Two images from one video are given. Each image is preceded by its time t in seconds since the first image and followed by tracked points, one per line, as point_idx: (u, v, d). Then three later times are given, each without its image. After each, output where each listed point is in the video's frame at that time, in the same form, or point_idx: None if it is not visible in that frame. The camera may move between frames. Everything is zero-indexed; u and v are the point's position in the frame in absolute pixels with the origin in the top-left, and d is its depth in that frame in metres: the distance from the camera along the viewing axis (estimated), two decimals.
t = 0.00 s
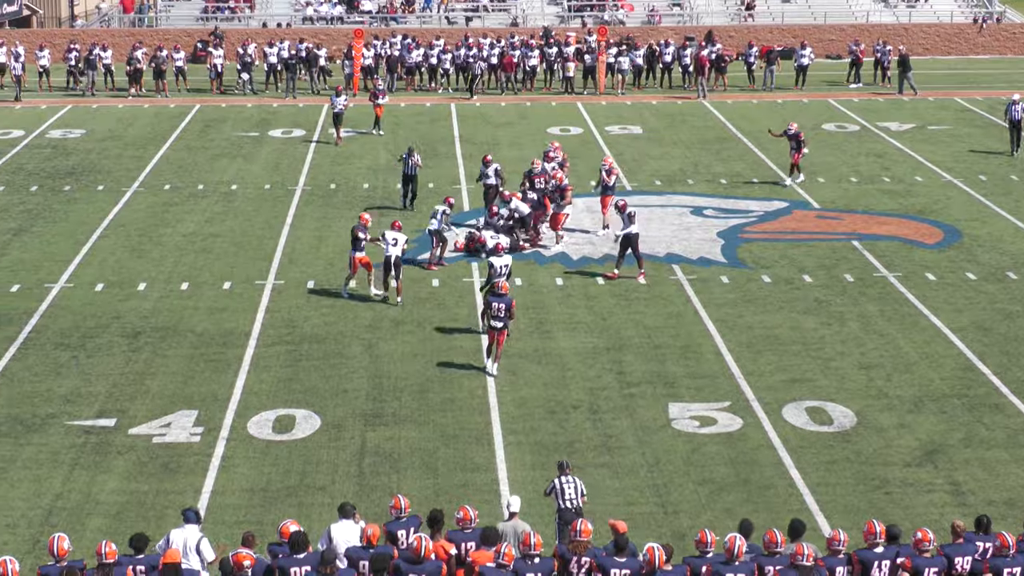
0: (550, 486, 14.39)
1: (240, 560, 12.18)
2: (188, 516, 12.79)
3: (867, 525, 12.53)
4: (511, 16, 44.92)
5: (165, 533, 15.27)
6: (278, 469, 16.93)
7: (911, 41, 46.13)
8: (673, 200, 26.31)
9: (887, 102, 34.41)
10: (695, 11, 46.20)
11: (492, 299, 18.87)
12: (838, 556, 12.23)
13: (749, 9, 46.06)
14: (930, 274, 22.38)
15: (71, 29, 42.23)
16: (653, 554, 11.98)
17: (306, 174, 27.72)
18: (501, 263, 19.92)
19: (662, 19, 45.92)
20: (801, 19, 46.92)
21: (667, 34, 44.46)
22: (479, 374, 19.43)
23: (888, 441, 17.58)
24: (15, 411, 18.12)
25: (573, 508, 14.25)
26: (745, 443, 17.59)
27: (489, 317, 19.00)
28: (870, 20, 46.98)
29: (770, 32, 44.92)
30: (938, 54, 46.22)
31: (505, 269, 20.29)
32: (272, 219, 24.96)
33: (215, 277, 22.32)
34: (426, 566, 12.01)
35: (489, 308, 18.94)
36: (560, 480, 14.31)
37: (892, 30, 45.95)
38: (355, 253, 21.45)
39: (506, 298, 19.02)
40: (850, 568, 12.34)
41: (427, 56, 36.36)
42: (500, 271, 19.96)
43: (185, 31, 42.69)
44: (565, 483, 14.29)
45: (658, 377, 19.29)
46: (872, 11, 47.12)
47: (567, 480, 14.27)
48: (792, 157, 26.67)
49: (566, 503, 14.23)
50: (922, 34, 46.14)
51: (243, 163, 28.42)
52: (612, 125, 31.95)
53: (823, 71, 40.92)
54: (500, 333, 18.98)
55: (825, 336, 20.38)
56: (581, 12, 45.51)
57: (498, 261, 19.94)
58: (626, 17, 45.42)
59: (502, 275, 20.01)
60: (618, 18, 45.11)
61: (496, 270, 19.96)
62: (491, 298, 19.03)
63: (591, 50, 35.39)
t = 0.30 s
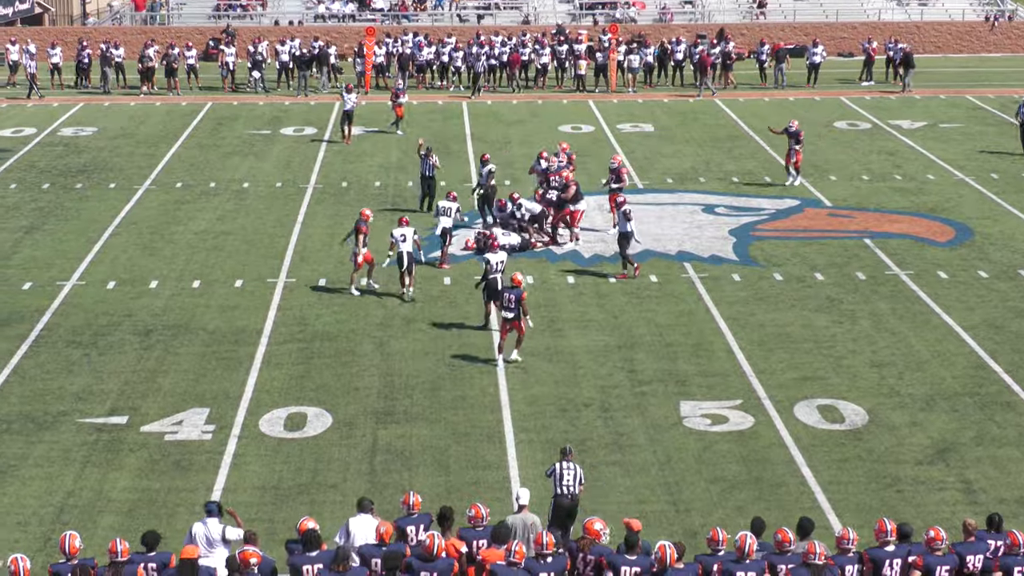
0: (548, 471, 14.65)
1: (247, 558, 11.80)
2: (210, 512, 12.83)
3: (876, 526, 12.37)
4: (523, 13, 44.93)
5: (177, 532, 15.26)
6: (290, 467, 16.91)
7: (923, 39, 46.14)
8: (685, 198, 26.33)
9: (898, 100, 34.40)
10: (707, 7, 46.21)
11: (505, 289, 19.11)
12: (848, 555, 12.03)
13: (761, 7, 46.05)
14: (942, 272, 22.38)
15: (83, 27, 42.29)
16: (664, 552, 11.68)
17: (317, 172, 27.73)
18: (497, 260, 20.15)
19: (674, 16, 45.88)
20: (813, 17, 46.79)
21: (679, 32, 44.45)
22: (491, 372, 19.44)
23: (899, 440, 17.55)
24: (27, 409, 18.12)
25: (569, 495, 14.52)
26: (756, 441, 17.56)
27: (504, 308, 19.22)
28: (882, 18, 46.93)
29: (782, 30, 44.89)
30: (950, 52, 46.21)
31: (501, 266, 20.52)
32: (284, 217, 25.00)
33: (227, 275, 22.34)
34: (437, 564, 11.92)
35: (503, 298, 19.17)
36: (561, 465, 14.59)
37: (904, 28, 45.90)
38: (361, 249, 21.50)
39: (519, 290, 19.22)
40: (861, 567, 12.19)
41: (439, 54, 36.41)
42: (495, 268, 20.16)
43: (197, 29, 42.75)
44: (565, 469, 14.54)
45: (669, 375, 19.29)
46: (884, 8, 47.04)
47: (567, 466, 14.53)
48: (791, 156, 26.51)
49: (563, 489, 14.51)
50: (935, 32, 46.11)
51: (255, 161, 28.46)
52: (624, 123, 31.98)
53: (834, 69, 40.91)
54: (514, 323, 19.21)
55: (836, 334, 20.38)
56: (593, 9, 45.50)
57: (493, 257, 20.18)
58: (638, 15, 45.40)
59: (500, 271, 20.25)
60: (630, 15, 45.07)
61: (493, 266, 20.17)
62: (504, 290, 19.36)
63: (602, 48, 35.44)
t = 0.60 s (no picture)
0: (545, 461, 14.74)
1: (254, 556, 11.71)
2: (225, 506, 12.89)
3: (883, 524, 12.25)
4: (530, 11, 44.94)
5: (184, 531, 15.26)
6: (297, 465, 16.91)
7: (931, 39, 46.13)
8: (693, 196, 26.33)
9: (905, 98, 34.40)
10: (715, 5, 46.29)
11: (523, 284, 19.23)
12: (852, 554, 11.95)
13: (768, 5, 46.09)
14: (949, 270, 22.38)
15: (89, 26, 42.31)
16: (672, 550, 11.53)
17: (325, 170, 27.74)
18: (489, 255, 20.35)
19: (681, 15, 45.90)
20: (821, 15, 46.89)
21: (687, 29, 44.44)
22: (498, 370, 19.44)
23: (907, 438, 17.55)
24: (35, 407, 18.13)
25: (567, 486, 14.65)
26: (763, 439, 17.56)
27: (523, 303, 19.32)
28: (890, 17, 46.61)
29: (789, 28, 44.91)
30: (958, 50, 46.25)
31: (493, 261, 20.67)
32: (291, 215, 25.02)
33: (235, 274, 22.36)
34: (446, 562, 11.88)
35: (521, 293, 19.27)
36: (556, 457, 14.68)
37: (911, 27, 45.90)
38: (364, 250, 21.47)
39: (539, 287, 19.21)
40: (868, 565, 12.10)
41: (446, 52, 36.46)
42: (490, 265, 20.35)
43: (204, 27, 42.77)
44: (561, 460, 14.63)
45: (677, 373, 19.29)
46: (892, 6, 47.10)
47: (562, 458, 14.62)
48: (786, 159, 26.14)
49: (560, 480, 14.63)
50: (942, 30, 46.09)
51: (262, 159, 28.48)
52: (631, 121, 31.97)
53: (842, 67, 40.92)
54: (531, 318, 19.28)
55: (844, 332, 20.39)
56: (601, 8, 45.51)
57: (485, 253, 20.36)
58: (645, 13, 45.41)
59: (492, 266, 20.45)
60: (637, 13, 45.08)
61: (485, 261, 20.39)
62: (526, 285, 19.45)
63: (610, 47, 35.47)
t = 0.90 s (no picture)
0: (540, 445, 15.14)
1: (258, 555, 11.54)
2: (238, 502, 13.12)
3: (886, 522, 12.20)
4: (533, 10, 44.97)
5: (187, 529, 15.27)
6: (300, 464, 16.91)
7: (934, 37, 46.11)
8: (695, 195, 26.34)
9: (908, 97, 34.39)
10: (718, 4, 46.25)
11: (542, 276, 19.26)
12: (852, 553, 11.87)
13: (771, 4, 46.18)
14: (951, 268, 22.39)
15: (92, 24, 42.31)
16: (675, 550, 11.51)
17: (327, 169, 27.74)
18: (479, 251, 20.39)
19: (684, 13, 45.93)
20: (824, 13, 46.90)
21: (690, 28, 44.40)
22: (500, 369, 19.44)
23: (909, 436, 17.55)
24: (38, 406, 18.14)
25: (561, 472, 15.04)
26: (765, 438, 17.56)
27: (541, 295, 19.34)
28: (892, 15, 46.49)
29: (793, 27, 44.92)
30: (961, 49, 46.24)
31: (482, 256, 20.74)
32: (294, 214, 25.02)
33: (238, 272, 22.37)
34: (449, 560, 11.83)
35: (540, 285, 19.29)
36: (551, 444, 15.06)
37: (914, 25, 45.87)
38: (366, 244, 21.50)
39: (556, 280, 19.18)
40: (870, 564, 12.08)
41: (448, 51, 36.48)
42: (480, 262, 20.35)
43: (207, 26, 42.77)
44: (555, 447, 15.02)
45: (679, 372, 19.30)
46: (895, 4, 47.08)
47: (557, 444, 15.00)
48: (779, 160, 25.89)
49: (554, 466, 15.02)
50: (945, 29, 46.05)
51: (265, 157, 28.48)
52: (634, 119, 31.97)
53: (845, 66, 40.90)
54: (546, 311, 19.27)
55: (846, 331, 20.39)
56: (604, 6, 45.53)
57: (475, 249, 20.42)
58: (648, 12, 45.42)
59: (482, 261, 20.53)
60: (640, 12, 45.11)
61: (475, 257, 20.45)
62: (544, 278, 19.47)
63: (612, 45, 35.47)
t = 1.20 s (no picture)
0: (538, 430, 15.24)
1: (264, 548, 11.52)
2: (249, 494, 13.10)
3: (887, 516, 12.19)
4: (533, 4, 45.04)
5: (187, 523, 15.28)
6: (300, 457, 16.91)
7: (934, 31, 46.07)
8: (695, 189, 26.34)
9: (908, 91, 34.36)
10: None
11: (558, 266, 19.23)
12: (851, 547, 11.81)
13: None
14: (951, 262, 22.39)
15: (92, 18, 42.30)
16: (673, 544, 11.45)
17: (327, 163, 27.73)
18: (468, 243, 20.34)
19: (683, 7, 46.05)
20: (823, 7, 46.96)
21: (689, 22, 44.38)
22: (500, 363, 19.45)
23: (909, 430, 17.56)
24: (38, 400, 18.14)
25: (558, 458, 15.14)
26: (765, 431, 17.57)
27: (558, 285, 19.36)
28: (892, 8, 47.32)
29: (792, 20, 44.93)
30: (961, 42, 46.14)
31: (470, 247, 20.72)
32: (294, 208, 25.02)
33: (238, 266, 22.37)
34: (449, 554, 11.75)
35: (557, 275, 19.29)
36: (548, 430, 15.15)
37: (914, 19, 45.86)
38: (370, 238, 21.51)
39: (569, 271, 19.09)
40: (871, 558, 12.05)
41: (448, 45, 36.50)
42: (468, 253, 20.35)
43: (207, 20, 42.76)
44: (553, 432, 15.11)
45: (679, 365, 19.30)
46: None
47: (554, 431, 15.09)
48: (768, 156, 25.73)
49: (550, 451, 15.11)
50: (946, 22, 45.99)
51: (265, 151, 28.48)
52: (634, 113, 31.96)
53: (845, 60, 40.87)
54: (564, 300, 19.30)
55: (846, 325, 20.39)
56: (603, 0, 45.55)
57: (464, 240, 20.36)
58: (648, 6, 45.47)
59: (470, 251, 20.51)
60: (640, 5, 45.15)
61: (464, 248, 20.41)
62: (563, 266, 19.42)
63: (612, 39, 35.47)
